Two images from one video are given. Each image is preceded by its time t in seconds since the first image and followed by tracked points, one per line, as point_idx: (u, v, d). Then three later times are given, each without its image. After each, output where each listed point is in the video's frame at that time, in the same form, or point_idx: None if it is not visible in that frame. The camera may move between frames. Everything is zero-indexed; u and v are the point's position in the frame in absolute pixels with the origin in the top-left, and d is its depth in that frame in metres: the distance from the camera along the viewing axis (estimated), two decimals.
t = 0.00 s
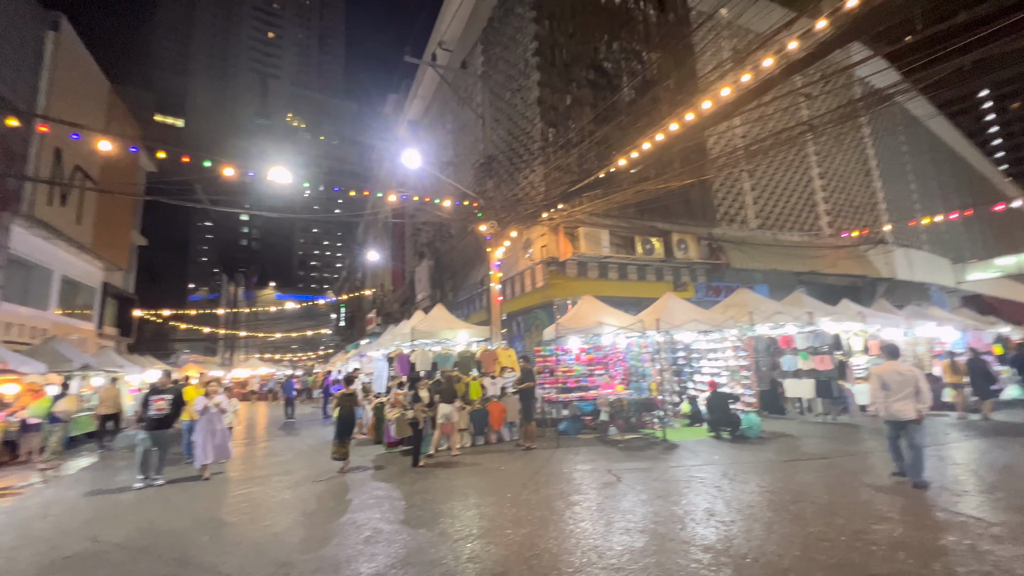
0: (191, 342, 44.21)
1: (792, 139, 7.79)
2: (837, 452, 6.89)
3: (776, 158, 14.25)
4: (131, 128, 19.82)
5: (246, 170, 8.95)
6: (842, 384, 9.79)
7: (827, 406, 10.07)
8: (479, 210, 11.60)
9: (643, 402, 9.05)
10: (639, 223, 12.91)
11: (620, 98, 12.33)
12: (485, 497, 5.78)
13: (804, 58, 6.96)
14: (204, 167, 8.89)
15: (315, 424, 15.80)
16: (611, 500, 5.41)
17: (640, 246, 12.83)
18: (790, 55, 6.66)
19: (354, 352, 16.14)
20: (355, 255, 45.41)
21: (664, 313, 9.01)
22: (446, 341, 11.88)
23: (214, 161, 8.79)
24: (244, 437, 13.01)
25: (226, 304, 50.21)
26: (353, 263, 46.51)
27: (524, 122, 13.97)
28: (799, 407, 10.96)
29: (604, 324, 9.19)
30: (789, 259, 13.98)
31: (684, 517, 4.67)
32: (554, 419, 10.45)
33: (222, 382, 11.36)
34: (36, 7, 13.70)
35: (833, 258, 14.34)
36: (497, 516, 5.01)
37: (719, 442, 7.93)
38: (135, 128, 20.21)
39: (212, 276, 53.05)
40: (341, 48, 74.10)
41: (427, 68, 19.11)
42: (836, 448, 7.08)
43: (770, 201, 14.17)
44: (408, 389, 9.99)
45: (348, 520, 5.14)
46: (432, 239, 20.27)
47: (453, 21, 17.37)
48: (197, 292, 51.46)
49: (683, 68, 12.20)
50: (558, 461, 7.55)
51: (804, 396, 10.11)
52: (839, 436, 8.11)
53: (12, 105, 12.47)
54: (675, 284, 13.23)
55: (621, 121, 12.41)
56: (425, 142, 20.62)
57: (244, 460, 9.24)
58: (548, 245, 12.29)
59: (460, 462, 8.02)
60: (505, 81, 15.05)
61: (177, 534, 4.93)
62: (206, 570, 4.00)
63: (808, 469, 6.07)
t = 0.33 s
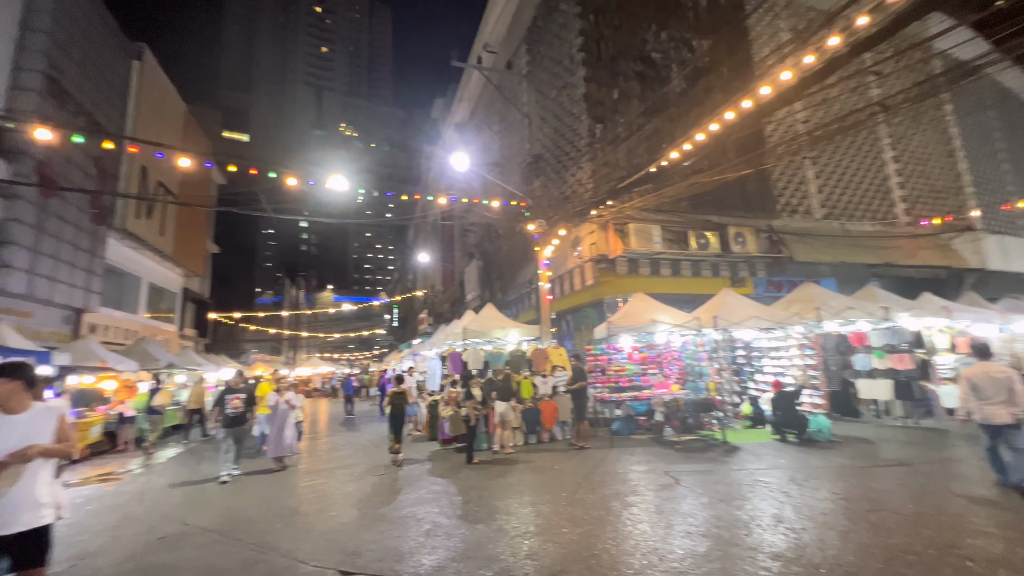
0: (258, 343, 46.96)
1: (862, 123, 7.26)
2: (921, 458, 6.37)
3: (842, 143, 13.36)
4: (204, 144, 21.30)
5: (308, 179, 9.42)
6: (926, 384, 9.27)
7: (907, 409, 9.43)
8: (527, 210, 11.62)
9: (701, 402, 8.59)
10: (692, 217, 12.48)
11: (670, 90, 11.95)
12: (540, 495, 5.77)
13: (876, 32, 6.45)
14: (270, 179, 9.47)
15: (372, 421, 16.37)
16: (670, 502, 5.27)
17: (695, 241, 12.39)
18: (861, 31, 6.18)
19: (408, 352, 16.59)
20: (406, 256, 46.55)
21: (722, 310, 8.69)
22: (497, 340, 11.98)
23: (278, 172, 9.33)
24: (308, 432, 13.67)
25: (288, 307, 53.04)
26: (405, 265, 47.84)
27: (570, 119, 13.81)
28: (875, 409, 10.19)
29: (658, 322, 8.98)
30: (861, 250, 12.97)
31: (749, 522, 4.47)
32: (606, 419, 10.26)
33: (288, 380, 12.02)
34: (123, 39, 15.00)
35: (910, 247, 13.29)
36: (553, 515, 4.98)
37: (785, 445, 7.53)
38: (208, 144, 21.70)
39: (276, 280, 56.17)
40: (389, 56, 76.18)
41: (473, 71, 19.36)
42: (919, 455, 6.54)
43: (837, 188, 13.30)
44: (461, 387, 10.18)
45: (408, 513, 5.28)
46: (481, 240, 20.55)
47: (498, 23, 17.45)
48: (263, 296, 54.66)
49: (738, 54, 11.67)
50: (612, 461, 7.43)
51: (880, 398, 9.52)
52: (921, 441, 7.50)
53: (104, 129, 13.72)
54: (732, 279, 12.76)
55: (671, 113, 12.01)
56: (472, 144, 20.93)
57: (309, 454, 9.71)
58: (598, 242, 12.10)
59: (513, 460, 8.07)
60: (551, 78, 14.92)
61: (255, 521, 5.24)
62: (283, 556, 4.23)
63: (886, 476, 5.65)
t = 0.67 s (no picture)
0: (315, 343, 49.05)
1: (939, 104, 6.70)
2: (1017, 469, 5.78)
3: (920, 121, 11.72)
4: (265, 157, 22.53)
5: (361, 186, 9.76)
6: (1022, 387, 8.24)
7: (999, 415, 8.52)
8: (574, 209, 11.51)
9: (759, 404, 8.26)
10: (747, 211, 11.97)
11: (722, 80, 11.52)
12: (592, 496, 5.68)
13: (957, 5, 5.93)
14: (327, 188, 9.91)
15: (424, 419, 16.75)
16: (729, 508, 5.04)
17: (750, 236, 11.85)
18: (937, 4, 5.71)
19: (458, 352, 16.85)
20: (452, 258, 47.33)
21: (781, 308, 8.31)
22: (545, 340, 11.93)
23: (334, 181, 9.75)
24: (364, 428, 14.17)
25: (342, 309, 55.19)
26: (452, 267, 48.66)
27: (615, 115, 13.53)
28: (960, 414, 9.31)
29: (712, 321, 8.65)
30: (939, 242, 11.90)
31: (817, 532, 4.21)
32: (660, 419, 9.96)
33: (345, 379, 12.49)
34: (192, 62, 16.02)
35: (1003, 236, 11.60)
36: (607, 516, 4.89)
37: (855, 452, 7.06)
38: (269, 156, 22.93)
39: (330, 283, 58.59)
40: (433, 62, 77.65)
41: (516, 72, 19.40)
42: (1014, 465, 5.94)
43: (912, 174, 11.87)
44: (510, 387, 10.25)
45: (461, 510, 5.33)
46: (527, 240, 20.60)
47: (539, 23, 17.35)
48: (319, 299, 57.14)
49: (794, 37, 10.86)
50: (666, 464, 7.21)
51: (968, 402, 8.66)
52: (1015, 450, 6.83)
53: (178, 147, 14.78)
54: (793, 275, 12.20)
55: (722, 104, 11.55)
56: (517, 145, 21.01)
57: (365, 451, 10.03)
58: (646, 239, 11.80)
59: (564, 460, 8.00)
60: (595, 75, 14.70)
61: (319, 513, 5.47)
62: (346, 546, 4.37)
63: (974, 487, 5.18)
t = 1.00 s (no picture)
0: (362, 346, 50.57)
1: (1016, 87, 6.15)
2: None
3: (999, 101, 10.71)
4: (314, 168, 23.44)
5: (405, 194, 9.99)
6: None
7: None
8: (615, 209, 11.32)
9: (818, 410, 7.78)
10: (801, 206, 11.45)
11: (770, 72, 11.04)
12: (641, 502, 5.51)
13: None
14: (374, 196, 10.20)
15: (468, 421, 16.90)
16: (788, 519, 4.77)
17: (804, 233, 11.22)
18: None
19: (500, 354, 16.92)
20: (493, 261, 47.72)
21: (840, 308, 7.83)
22: (589, 343, 11.77)
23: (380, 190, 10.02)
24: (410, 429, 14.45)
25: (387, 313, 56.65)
26: (493, 270, 49.04)
27: (657, 113, 13.21)
28: None
29: (765, 323, 8.25)
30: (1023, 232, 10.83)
31: (889, 548, 3.91)
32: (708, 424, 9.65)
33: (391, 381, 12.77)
34: (249, 81, 16.89)
35: None
36: (656, 523, 4.73)
37: (928, 462, 6.55)
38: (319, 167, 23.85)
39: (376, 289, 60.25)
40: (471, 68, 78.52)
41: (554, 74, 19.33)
42: None
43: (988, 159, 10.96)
44: (554, 390, 10.18)
45: (508, 512, 5.31)
46: (568, 242, 20.47)
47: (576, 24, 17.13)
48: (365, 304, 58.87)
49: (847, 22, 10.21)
50: (718, 471, 6.93)
51: None
52: None
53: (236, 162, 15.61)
54: (853, 272, 11.55)
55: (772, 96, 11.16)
56: (556, 148, 20.93)
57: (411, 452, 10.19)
58: (691, 239, 11.45)
59: (610, 464, 7.85)
60: (634, 73, 14.43)
61: (370, 511, 5.59)
62: (395, 544, 4.43)
63: None
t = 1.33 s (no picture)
0: (399, 355, 51.42)
1: None
2: None
3: None
4: (353, 182, 24.13)
5: (440, 205, 10.13)
6: None
7: None
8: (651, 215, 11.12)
9: (881, 423, 7.22)
10: (850, 207, 10.91)
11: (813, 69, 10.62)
12: (684, 516, 5.29)
13: None
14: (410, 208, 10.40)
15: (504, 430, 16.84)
16: (846, 538, 4.46)
17: (854, 234, 10.72)
18: None
19: (535, 363, 16.82)
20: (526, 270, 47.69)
21: (896, 314, 7.35)
22: (626, 351, 11.52)
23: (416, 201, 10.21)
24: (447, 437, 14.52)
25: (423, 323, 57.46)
26: (526, 279, 49.07)
27: (692, 115, 12.93)
28: None
29: (813, 330, 7.86)
30: None
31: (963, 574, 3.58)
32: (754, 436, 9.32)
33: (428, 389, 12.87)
34: (291, 101, 17.58)
35: None
36: (701, 539, 4.52)
37: (1002, 481, 6.03)
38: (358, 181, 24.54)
39: (412, 298, 61.28)
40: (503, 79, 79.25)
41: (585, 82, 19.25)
42: None
43: None
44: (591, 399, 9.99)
45: (546, 523, 5.19)
46: (603, 249, 20.23)
47: (607, 31, 17.05)
48: (401, 313, 59.92)
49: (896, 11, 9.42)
50: (766, 485, 6.60)
51: None
52: None
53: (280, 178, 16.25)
54: (910, 276, 10.91)
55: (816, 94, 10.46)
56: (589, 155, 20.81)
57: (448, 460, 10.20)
58: (732, 244, 11.08)
59: (650, 476, 7.61)
60: (668, 76, 14.20)
61: (410, 518, 5.60)
62: (436, 552, 4.39)
63: None
